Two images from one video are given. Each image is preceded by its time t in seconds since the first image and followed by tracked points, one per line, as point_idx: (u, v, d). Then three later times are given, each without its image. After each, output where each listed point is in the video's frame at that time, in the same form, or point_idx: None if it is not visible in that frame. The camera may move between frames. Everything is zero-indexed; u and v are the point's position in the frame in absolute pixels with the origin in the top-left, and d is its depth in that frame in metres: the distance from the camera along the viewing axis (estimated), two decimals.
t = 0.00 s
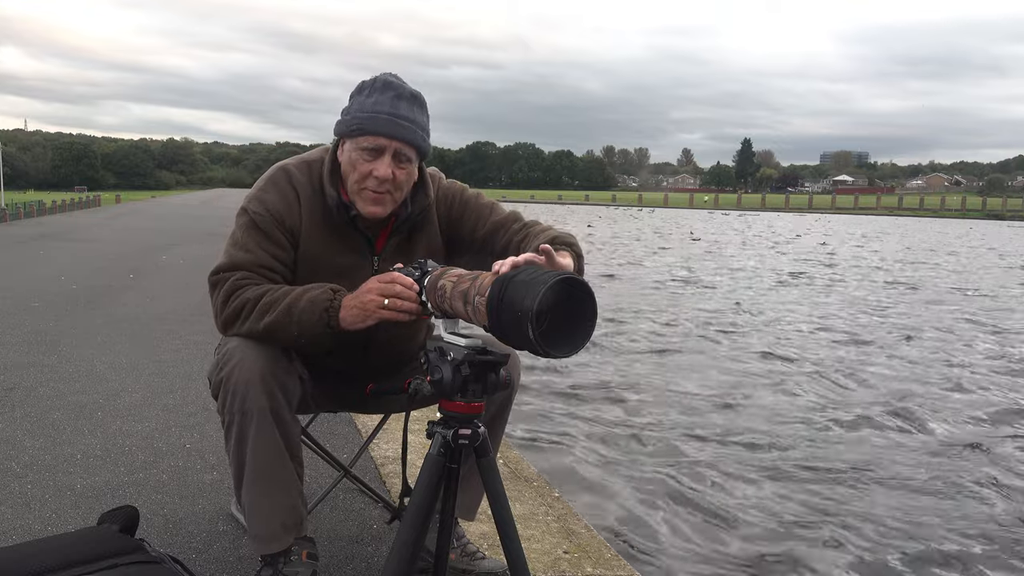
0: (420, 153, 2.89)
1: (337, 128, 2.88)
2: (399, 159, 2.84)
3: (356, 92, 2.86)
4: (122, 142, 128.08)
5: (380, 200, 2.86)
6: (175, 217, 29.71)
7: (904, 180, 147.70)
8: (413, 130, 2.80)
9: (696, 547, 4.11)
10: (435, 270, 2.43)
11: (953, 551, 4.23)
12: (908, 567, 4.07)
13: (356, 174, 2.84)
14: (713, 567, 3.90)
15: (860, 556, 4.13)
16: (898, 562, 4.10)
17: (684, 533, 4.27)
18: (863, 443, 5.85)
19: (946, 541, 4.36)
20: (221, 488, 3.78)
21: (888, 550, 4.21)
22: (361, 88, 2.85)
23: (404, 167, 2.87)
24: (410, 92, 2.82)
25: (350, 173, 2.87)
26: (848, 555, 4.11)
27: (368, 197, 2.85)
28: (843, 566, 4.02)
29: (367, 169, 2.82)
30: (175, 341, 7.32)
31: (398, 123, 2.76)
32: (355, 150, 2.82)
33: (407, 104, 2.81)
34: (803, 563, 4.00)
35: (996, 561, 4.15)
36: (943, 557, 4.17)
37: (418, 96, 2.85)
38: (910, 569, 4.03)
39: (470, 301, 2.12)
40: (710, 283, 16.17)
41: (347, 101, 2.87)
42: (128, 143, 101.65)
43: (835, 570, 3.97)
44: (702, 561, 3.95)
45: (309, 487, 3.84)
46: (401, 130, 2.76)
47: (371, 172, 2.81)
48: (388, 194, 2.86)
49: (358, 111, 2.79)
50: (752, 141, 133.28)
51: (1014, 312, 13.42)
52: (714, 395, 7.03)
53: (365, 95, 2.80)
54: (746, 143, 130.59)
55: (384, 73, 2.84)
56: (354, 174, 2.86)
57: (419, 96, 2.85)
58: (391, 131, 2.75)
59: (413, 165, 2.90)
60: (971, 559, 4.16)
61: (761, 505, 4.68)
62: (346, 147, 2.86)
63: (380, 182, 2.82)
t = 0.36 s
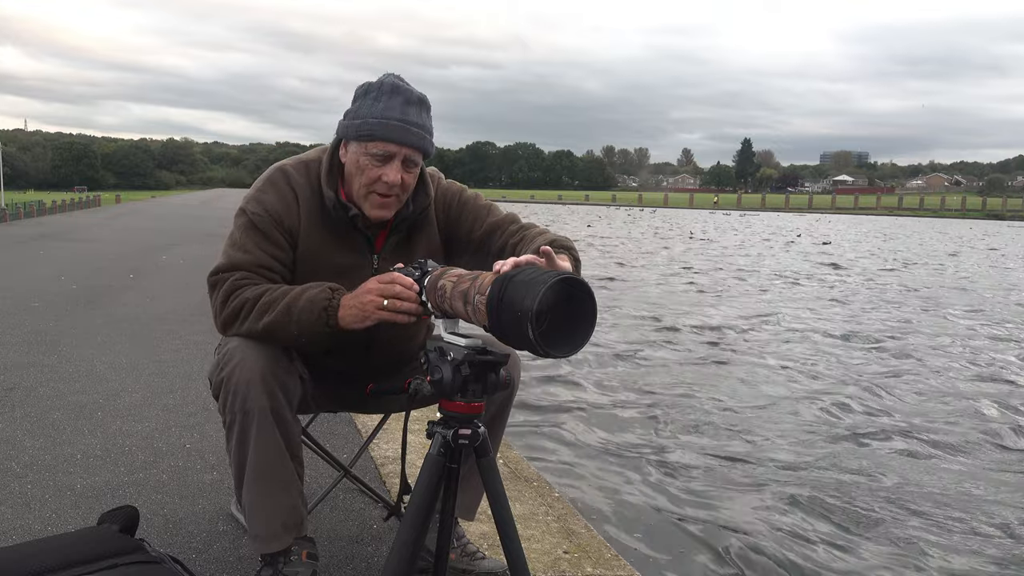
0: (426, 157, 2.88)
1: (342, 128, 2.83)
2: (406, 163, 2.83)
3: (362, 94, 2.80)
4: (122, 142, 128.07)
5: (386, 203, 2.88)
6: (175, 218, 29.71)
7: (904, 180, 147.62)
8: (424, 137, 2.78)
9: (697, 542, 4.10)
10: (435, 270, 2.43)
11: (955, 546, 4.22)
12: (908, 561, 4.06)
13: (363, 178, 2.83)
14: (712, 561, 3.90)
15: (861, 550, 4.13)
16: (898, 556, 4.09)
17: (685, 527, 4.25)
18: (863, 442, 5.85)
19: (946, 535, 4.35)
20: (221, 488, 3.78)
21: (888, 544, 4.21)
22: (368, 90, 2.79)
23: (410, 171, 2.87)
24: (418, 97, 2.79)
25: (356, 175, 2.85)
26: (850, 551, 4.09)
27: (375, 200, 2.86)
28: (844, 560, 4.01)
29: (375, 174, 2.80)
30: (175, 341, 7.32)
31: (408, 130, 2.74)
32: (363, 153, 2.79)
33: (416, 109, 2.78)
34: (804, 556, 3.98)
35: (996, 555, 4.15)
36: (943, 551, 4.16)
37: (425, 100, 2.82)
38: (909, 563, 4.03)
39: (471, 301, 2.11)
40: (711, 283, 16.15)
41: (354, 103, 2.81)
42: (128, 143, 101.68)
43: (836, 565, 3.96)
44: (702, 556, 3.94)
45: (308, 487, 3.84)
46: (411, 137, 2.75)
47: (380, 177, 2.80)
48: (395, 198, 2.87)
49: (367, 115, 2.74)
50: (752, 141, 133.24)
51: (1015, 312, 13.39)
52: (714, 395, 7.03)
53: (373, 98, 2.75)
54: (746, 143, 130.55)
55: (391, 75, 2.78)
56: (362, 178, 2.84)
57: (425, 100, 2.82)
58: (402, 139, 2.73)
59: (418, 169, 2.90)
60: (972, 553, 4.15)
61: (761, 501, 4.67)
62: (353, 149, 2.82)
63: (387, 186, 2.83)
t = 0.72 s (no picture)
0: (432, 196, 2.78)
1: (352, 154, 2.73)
2: (409, 203, 2.74)
3: (375, 122, 2.67)
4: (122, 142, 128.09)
5: (384, 234, 2.84)
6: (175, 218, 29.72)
7: (904, 180, 147.59)
8: (429, 181, 2.68)
9: (697, 544, 4.10)
10: (436, 270, 2.44)
11: (955, 550, 4.22)
12: (907, 563, 4.07)
13: (364, 208, 2.77)
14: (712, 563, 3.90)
15: (861, 552, 4.13)
16: (897, 558, 4.10)
17: (685, 529, 4.25)
18: (863, 443, 5.86)
19: (945, 537, 4.36)
20: (221, 488, 3.78)
21: (888, 547, 4.22)
22: (382, 120, 2.67)
23: (413, 209, 2.78)
24: (431, 136, 2.66)
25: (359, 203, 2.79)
26: (849, 554, 4.10)
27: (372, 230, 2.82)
28: (843, 563, 4.02)
29: (375, 209, 2.74)
30: (175, 341, 7.32)
31: (412, 174, 2.64)
32: (366, 186, 2.71)
33: (426, 149, 2.65)
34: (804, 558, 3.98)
35: (996, 558, 4.15)
36: (943, 554, 4.17)
37: (438, 139, 2.69)
38: (909, 565, 4.03)
39: (469, 301, 2.11)
40: (711, 283, 16.14)
41: (365, 130, 2.69)
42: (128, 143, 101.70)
43: (835, 568, 3.97)
44: (702, 558, 3.95)
45: (308, 487, 3.84)
46: (415, 181, 2.65)
47: (379, 212, 2.74)
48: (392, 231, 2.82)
49: (374, 151, 2.64)
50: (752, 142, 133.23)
51: (1015, 312, 13.39)
52: (714, 395, 7.03)
53: (383, 133, 2.64)
54: (746, 143, 130.53)
55: (405, 109, 2.64)
56: (364, 208, 2.78)
57: (439, 139, 2.69)
58: (405, 182, 2.64)
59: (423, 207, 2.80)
60: (971, 557, 4.16)
61: (760, 501, 4.68)
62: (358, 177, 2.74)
63: (386, 222, 2.77)
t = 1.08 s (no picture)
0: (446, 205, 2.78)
1: (366, 164, 2.72)
2: (424, 211, 2.74)
3: (390, 132, 2.67)
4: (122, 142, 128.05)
5: (399, 243, 2.82)
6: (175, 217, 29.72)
7: (904, 180, 147.54)
8: (445, 190, 2.67)
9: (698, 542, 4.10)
10: (434, 270, 2.44)
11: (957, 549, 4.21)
12: (907, 564, 4.07)
13: (378, 216, 2.75)
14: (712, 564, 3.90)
15: (861, 553, 4.13)
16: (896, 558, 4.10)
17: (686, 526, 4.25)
18: (862, 442, 5.85)
19: (945, 537, 4.36)
20: (221, 488, 3.78)
21: (887, 547, 4.22)
22: (397, 130, 2.66)
23: (428, 217, 2.77)
24: (447, 145, 2.66)
25: (373, 211, 2.77)
26: (849, 555, 4.10)
27: (388, 238, 2.80)
28: (843, 562, 4.02)
29: (391, 217, 2.73)
30: (175, 341, 7.32)
31: (430, 183, 2.63)
32: (382, 195, 2.70)
33: (442, 159, 2.65)
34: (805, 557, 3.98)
35: (995, 558, 4.15)
36: (943, 555, 4.17)
37: (454, 148, 2.69)
38: (909, 567, 4.03)
39: (473, 301, 2.11)
40: (710, 283, 16.14)
41: (380, 140, 2.69)
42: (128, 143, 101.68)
43: (835, 568, 3.97)
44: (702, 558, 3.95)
45: (308, 487, 3.84)
46: (433, 190, 2.64)
47: (395, 220, 2.73)
48: (408, 240, 2.81)
49: (391, 160, 2.63)
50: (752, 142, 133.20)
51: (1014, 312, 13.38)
52: (714, 395, 7.03)
53: (399, 142, 2.63)
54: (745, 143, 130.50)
55: (421, 118, 2.64)
56: (378, 216, 2.76)
57: (454, 149, 2.69)
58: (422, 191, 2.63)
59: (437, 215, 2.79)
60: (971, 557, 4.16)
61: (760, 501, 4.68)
62: (372, 186, 2.73)
63: (401, 230, 2.76)
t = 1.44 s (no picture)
0: (434, 170, 2.85)
1: (350, 141, 2.80)
2: (414, 176, 2.79)
3: (369, 108, 2.77)
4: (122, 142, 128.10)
5: (393, 215, 2.84)
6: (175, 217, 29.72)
7: (903, 180, 147.60)
8: (431, 150, 2.74)
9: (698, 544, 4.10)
10: (433, 270, 2.44)
11: (958, 550, 4.21)
12: (907, 561, 4.07)
13: (370, 190, 2.79)
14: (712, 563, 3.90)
15: (861, 552, 4.13)
16: (896, 557, 4.10)
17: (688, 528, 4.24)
18: (862, 442, 5.85)
19: (944, 536, 4.36)
20: (221, 488, 3.78)
21: (887, 546, 4.22)
22: (375, 104, 2.76)
23: (418, 185, 2.83)
24: (426, 110, 2.75)
25: (363, 186, 2.82)
26: (848, 554, 4.10)
27: (382, 211, 2.82)
28: (842, 561, 4.02)
29: (383, 186, 2.77)
30: (175, 341, 7.32)
31: (415, 143, 2.71)
32: (370, 166, 2.76)
33: (423, 123, 2.75)
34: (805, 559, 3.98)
35: (995, 557, 4.15)
36: (943, 553, 4.17)
37: (433, 113, 2.79)
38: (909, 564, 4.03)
39: (474, 301, 2.11)
40: (711, 283, 16.13)
41: (360, 116, 2.78)
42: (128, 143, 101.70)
43: (834, 567, 3.97)
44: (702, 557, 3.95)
45: (308, 487, 3.84)
46: (419, 150, 2.71)
47: (387, 189, 2.77)
48: (402, 210, 2.84)
49: (374, 129, 2.71)
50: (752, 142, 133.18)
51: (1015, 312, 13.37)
52: (714, 395, 7.03)
53: (380, 112, 2.72)
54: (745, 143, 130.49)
55: (397, 89, 2.76)
56: (370, 189, 2.80)
57: (433, 114, 2.79)
58: (409, 152, 2.70)
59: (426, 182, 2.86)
60: (971, 556, 4.16)
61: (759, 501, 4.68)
62: (359, 162, 2.79)
63: (395, 199, 2.79)
